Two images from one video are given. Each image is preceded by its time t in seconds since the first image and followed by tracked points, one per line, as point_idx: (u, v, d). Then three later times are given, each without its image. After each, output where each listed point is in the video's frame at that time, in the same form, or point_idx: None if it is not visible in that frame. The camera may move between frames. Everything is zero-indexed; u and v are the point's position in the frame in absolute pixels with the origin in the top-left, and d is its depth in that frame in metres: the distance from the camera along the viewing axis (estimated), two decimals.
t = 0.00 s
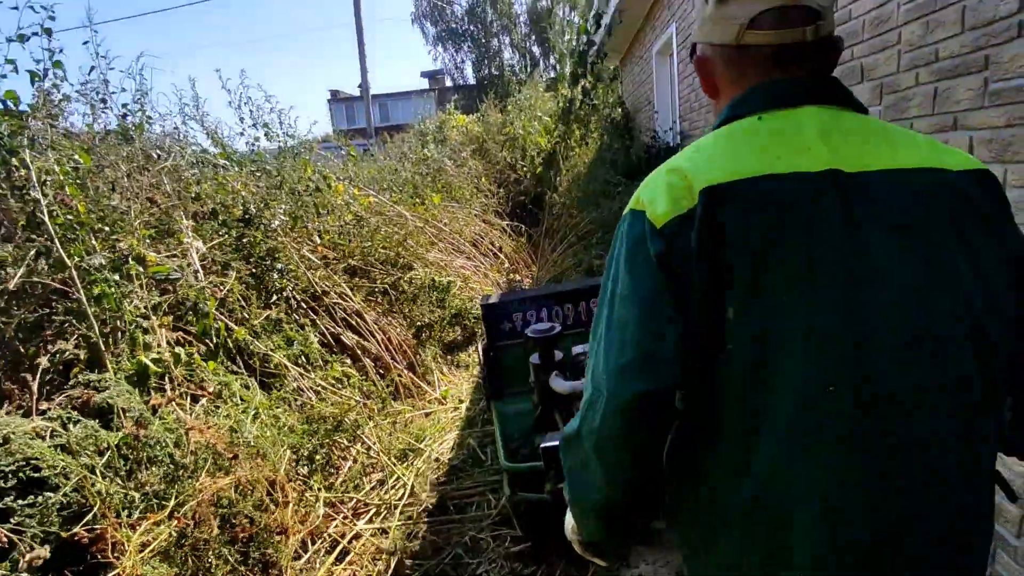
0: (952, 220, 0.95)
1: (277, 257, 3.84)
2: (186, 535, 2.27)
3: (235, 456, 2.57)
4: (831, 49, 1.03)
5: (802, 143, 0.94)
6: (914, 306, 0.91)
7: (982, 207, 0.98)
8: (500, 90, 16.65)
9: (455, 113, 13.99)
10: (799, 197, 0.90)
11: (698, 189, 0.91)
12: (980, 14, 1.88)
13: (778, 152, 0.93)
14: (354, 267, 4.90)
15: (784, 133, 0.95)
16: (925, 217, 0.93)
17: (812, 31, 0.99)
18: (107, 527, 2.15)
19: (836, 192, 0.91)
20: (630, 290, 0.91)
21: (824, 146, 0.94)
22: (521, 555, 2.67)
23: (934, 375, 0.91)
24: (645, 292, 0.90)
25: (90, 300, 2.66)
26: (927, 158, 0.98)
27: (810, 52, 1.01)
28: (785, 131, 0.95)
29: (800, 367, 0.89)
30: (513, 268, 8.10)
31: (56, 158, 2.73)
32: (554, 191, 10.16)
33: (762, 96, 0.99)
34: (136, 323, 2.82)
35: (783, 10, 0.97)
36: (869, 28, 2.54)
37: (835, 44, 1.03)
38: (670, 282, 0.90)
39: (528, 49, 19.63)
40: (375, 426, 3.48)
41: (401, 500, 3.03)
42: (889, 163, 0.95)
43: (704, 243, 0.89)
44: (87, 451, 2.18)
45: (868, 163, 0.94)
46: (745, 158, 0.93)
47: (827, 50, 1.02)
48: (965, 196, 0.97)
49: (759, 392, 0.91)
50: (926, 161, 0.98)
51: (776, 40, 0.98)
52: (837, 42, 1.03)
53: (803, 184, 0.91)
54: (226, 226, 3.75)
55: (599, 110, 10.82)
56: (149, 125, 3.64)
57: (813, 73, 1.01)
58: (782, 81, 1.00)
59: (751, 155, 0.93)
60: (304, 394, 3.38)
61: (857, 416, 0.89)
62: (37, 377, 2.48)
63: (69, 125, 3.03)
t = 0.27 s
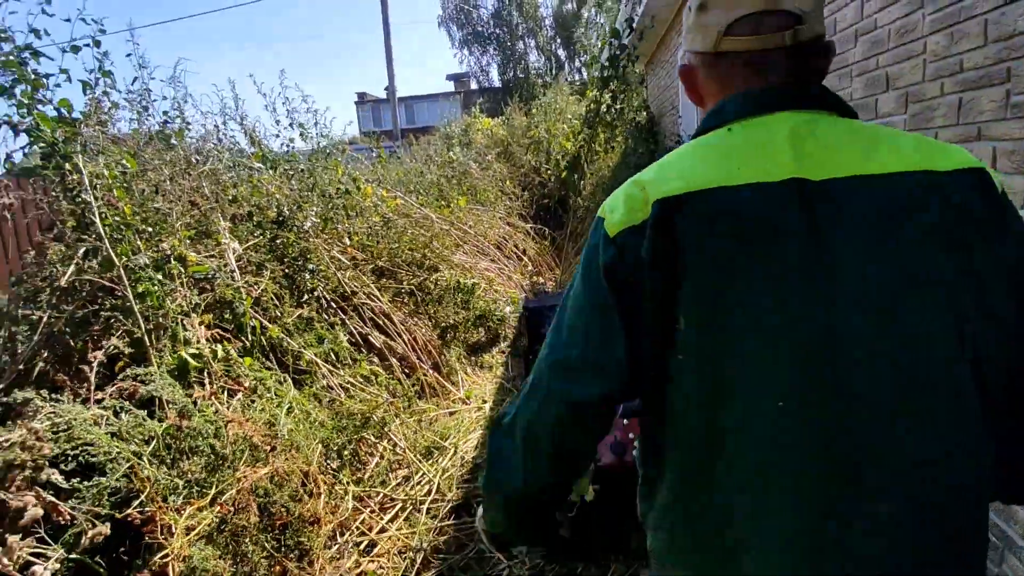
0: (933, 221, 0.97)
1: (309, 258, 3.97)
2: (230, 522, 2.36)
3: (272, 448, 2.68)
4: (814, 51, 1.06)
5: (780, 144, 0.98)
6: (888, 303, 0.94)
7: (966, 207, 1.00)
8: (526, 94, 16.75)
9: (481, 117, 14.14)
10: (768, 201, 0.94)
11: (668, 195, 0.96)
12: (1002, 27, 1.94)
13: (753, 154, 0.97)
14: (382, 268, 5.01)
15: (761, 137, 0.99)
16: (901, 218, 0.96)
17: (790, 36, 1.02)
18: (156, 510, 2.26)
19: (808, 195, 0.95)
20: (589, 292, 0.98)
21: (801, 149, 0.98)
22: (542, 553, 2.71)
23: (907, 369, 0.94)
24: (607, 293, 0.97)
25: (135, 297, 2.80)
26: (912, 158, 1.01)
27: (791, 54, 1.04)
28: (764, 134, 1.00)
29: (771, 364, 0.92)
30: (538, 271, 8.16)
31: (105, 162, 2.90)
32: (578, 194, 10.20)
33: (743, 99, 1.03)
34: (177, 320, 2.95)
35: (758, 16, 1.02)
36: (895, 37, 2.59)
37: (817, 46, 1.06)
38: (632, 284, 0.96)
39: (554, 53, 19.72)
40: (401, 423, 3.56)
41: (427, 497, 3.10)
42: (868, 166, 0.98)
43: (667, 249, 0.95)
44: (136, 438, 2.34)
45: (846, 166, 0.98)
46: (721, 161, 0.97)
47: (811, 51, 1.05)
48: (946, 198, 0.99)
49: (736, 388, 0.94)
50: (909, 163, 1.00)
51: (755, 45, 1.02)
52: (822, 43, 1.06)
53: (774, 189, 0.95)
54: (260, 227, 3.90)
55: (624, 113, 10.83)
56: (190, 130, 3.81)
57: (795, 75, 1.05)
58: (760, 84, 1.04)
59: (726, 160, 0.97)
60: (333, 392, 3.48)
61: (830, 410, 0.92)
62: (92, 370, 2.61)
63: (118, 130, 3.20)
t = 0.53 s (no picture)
0: (812, 244, 0.93)
1: (337, 251, 4.09)
2: (267, 498, 2.46)
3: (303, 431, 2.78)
4: (741, 58, 1.09)
5: (674, 154, 1.02)
6: (740, 323, 0.96)
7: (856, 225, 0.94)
8: (551, 94, 16.82)
9: (506, 118, 14.24)
10: (636, 220, 1.01)
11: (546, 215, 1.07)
12: (1014, 33, 2.02)
13: (641, 168, 1.03)
14: (407, 263, 5.11)
15: (652, 152, 1.04)
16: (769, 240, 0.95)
17: (717, 45, 1.06)
18: (198, 484, 2.34)
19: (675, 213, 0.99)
20: (491, 282, 1.11)
21: (684, 161, 1.01)
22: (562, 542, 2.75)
23: (761, 392, 0.96)
24: (491, 302, 1.11)
25: (177, 287, 2.96)
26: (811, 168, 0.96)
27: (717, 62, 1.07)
28: (663, 145, 1.04)
29: (619, 368, 1.02)
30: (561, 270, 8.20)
31: (150, 158, 3.05)
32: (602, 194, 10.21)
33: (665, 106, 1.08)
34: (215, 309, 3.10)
35: (683, 24, 1.07)
36: (920, 38, 2.62)
37: (746, 55, 1.09)
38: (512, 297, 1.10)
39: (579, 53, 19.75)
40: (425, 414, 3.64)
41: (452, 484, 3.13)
42: (748, 178, 0.98)
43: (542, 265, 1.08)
44: (179, 417, 2.44)
45: (723, 183, 0.99)
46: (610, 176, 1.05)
47: (738, 57, 1.08)
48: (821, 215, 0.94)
49: (596, 391, 1.05)
50: (799, 174, 0.96)
51: (679, 52, 1.07)
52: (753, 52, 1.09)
53: (633, 210, 1.02)
54: (292, 222, 4.05)
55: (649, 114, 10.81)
56: (227, 128, 3.97)
57: (721, 81, 1.08)
58: (684, 90, 1.09)
59: (613, 175, 1.05)
60: (359, 381, 3.56)
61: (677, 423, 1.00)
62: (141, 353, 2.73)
63: (161, 127, 3.36)
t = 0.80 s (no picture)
0: (585, 241, 1.02)
1: (310, 242, 4.13)
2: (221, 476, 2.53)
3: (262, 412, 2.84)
4: (574, 66, 1.18)
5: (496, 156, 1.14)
6: (535, 306, 1.04)
7: (622, 226, 1.01)
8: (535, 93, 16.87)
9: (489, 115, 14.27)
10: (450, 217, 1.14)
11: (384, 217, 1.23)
12: (974, 30, 2.00)
13: (465, 170, 1.17)
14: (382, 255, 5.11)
15: (480, 155, 1.17)
16: (542, 242, 1.05)
17: (546, 52, 1.16)
18: (155, 460, 2.38)
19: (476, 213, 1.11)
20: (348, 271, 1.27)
21: (498, 162, 1.13)
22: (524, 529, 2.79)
23: (534, 386, 1.05)
24: (333, 301, 1.29)
25: (144, 271, 2.93)
26: (599, 165, 1.05)
27: (547, 69, 1.17)
28: (491, 149, 1.17)
29: (441, 339, 1.12)
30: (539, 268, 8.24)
31: (120, 143, 3.03)
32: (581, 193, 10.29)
33: (504, 111, 1.21)
34: (182, 293, 3.09)
35: (521, 31, 1.17)
36: (880, 40, 2.68)
37: (576, 64, 1.18)
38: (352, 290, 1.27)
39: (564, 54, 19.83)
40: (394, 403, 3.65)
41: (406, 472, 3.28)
42: (545, 176, 1.09)
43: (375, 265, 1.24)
44: (139, 396, 2.44)
45: (525, 183, 1.10)
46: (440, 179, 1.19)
47: (568, 65, 1.17)
48: (588, 217, 1.02)
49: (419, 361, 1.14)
50: (584, 172, 1.06)
51: (516, 56, 1.17)
52: (584, 61, 1.17)
53: (444, 213, 1.15)
54: (266, 212, 4.05)
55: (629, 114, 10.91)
56: (202, 116, 3.95)
57: (551, 85, 1.18)
58: (521, 94, 1.20)
59: (441, 180, 1.19)
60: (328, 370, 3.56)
61: (464, 413, 1.10)
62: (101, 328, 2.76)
63: (134, 113, 3.33)
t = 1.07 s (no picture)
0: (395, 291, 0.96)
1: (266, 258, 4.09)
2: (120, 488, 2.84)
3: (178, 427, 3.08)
4: (400, 110, 1.14)
5: (324, 205, 1.10)
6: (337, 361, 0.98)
7: (441, 278, 0.97)
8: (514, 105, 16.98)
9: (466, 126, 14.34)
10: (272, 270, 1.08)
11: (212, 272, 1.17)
12: (901, 61, 2.02)
13: (291, 219, 1.11)
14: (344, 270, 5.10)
15: (309, 203, 1.12)
16: (354, 294, 0.99)
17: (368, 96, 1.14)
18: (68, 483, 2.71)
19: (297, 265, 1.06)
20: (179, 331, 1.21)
21: (322, 210, 1.08)
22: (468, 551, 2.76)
23: (337, 440, 0.97)
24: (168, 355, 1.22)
25: (77, 288, 2.98)
26: (422, 216, 1.02)
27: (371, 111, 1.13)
28: (318, 199, 1.12)
29: (253, 397, 1.04)
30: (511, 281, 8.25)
31: (63, 157, 2.94)
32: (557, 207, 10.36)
33: (334, 156, 1.16)
34: (119, 310, 3.17)
35: (349, 77, 1.16)
36: (821, 67, 2.71)
37: (403, 108, 1.14)
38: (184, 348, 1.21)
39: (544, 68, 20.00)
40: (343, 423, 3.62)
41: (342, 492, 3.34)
42: (367, 224, 1.04)
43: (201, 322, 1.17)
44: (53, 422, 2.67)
45: (347, 232, 1.05)
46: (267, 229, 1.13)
47: (393, 108, 1.14)
48: (408, 268, 0.97)
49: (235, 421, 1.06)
50: (407, 221, 1.02)
51: (340, 100, 1.15)
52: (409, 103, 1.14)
53: (265, 266, 1.09)
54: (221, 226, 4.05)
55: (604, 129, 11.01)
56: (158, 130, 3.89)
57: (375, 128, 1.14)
58: (352, 140, 1.16)
59: (271, 230, 1.13)
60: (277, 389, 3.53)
61: (272, 477, 1.00)
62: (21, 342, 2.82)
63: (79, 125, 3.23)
